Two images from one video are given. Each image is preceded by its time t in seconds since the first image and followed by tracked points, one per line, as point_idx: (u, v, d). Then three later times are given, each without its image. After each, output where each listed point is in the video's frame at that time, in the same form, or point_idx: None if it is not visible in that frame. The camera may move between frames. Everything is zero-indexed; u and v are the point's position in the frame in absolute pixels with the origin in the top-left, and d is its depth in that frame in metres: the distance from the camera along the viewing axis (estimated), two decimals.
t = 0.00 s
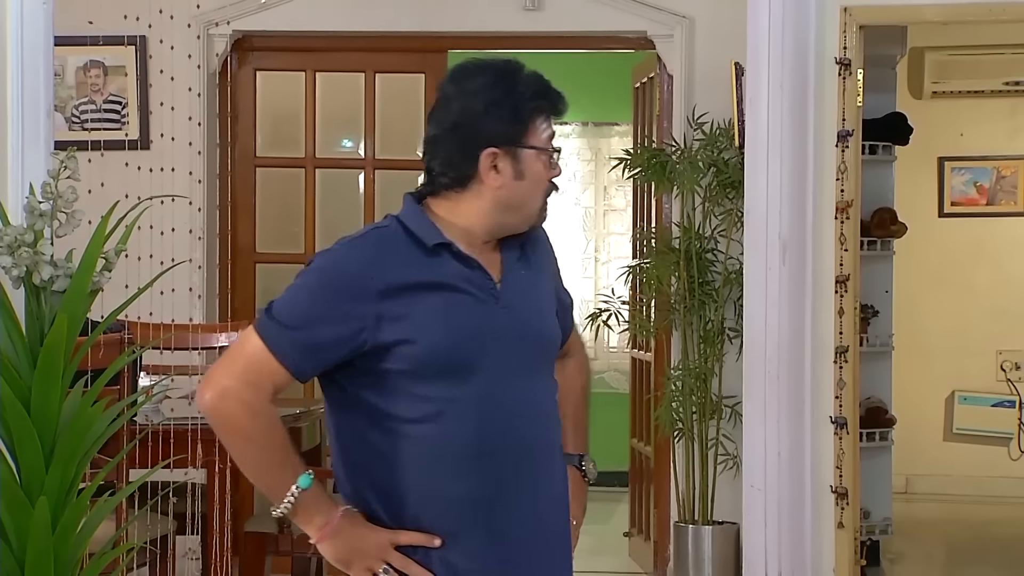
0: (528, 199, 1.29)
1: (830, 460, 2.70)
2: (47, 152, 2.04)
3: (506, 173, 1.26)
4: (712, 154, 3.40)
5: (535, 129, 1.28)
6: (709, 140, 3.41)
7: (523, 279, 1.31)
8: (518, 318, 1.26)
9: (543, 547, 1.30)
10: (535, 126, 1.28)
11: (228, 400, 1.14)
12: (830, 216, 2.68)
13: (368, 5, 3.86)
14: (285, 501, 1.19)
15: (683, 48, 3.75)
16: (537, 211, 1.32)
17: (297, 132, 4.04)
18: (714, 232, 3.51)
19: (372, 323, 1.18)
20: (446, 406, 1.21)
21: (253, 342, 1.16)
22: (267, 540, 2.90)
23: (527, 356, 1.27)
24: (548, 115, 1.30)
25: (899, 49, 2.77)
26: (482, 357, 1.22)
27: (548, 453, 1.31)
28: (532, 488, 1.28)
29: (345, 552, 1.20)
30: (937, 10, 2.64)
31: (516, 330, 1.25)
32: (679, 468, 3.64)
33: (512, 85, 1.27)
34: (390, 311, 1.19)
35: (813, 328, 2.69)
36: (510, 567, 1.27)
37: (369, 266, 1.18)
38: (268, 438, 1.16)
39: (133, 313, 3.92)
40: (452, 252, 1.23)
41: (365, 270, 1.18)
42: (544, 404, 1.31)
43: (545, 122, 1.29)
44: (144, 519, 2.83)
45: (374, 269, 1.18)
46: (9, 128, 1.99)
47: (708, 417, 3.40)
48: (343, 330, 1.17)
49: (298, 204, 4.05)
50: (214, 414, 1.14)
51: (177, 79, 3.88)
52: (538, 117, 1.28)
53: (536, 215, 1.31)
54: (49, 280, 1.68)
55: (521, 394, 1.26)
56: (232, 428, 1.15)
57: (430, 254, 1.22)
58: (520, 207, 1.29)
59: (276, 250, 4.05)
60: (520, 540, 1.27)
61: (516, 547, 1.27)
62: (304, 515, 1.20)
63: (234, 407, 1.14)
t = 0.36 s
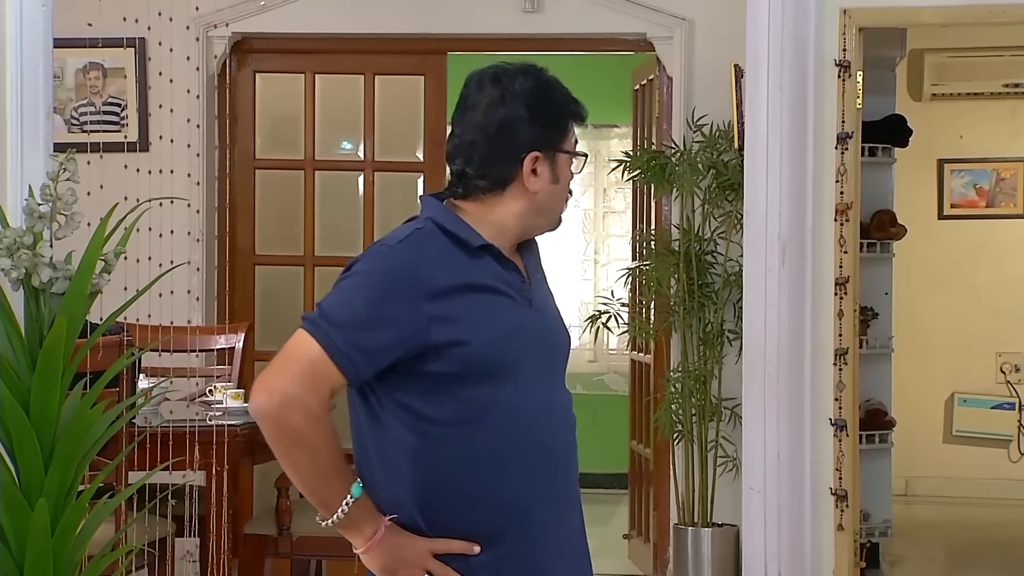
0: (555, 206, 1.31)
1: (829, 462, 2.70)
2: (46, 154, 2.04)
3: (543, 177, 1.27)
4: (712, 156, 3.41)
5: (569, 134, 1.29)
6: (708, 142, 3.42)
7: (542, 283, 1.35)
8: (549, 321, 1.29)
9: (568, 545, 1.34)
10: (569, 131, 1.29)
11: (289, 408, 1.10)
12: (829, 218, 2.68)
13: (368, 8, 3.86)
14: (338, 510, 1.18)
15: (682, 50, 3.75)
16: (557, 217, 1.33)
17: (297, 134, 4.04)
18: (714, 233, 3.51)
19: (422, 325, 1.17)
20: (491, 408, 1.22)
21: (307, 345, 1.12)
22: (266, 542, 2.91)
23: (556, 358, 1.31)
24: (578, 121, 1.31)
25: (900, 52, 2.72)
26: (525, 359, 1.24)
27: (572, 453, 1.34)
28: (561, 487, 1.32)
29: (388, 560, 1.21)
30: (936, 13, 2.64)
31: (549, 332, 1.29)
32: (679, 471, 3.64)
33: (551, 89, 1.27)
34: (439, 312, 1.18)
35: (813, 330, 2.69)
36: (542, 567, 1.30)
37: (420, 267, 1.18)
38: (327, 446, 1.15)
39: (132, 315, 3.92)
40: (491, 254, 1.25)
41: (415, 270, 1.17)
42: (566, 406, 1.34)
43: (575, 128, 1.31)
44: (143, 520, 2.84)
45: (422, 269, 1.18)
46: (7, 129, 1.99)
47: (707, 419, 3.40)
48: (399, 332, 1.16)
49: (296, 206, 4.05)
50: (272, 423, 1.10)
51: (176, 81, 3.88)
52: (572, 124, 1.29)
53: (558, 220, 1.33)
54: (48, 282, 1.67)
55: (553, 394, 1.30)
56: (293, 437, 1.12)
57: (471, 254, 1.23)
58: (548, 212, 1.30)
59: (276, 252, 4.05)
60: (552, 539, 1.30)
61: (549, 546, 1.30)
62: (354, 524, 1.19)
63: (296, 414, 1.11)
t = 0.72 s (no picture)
0: (561, 205, 1.30)
1: (829, 462, 2.70)
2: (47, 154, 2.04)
3: (546, 178, 1.27)
4: (712, 156, 3.41)
5: (575, 135, 1.29)
6: (708, 142, 3.42)
7: (551, 284, 1.35)
8: (554, 321, 1.29)
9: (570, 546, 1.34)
10: (575, 132, 1.29)
11: (294, 407, 1.10)
12: (830, 218, 2.68)
13: (368, 8, 3.86)
14: (340, 508, 1.17)
15: (682, 50, 3.75)
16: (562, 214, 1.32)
17: (297, 135, 4.04)
18: (714, 234, 3.51)
19: (427, 323, 1.17)
20: (497, 408, 1.22)
21: (310, 345, 1.12)
22: (266, 542, 2.91)
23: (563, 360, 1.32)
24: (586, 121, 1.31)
25: (900, 52, 2.72)
26: (531, 359, 1.24)
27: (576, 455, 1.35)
28: (565, 488, 1.32)
29: (388, 557, 1.20)
30: (936, 13, 2.64)
31: (556, 333, 1.29)
32: (679, 472, 3.64)
33: (559, 89, 1.27)
34: (444, 311, 1.18)
35: (813, 331, 2.69)
36: (543, 567, 1.30)
37: (428, 265, 1.18)
38: (331, 443, 1.14)
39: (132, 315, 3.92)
40: (495, 255, 1.26)
41: (421, 269, 1.17)
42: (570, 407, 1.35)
43: (582, 128, 1.30)
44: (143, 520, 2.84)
45: (427, 268, 1.18)
46: (7, 130, 1.98)
47: (707, 420, 3.40)
48: (406, 331, 1.15)
49: (296, 207, 4.05)
50: (275, 421, 1.10)
51: (176, 82, 3.88)
52: (577, 125, 1.29)
53: (564, 220, 1.33)
54: (48, 282, 1.67)
55: (559, 396, 1.30)
56: (296, 436, 1.11)
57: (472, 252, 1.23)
58: (552, 212, 1.30)
59: (276, 252, 4.05)
60: (554, 540, 1.30)
61: (550, 545, 1.30)
62: (357, 522, 1.19)
63: (300, 413, 1.10)
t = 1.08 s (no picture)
0: (527, 198, 1.27)
1: (829, 463, 2.70)
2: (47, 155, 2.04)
3: (495, 170, 1.27)
4: (712, 157, 3.40)
5: (529, 126, 1.27)
6: (708, 142, 3.42)
7: (546, 280, 1.33)
8: (540, 318, 1.27)
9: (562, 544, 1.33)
10: (528, 122, 1.27)
11: (260, 402, 1.12)
12: (830, 218, 2.68)
13: (368, 8, 3.86)
14: (312, 500, 1.18)
15: (682, 50, 3.75)
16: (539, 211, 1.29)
17: (296, 135, 4.04)
18: (714, 234, 3.51)
19: (397, 319, 1.18)
20: (470, 405, 1.22)
21: (277, 340, 1.14)
22: (266, 542, 2.89)
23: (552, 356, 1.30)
24: (546, 111, 1.28)
25: (900, 53, 2.72)
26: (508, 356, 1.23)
27: (568, 452, 1.33)
28: (554, 486, 1.30)
29: (367, 552, 1.20)
30: (937, 13, 2.63)
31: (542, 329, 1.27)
32: (679, 472, 3.64)
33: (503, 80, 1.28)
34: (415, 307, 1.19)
35: (812, 331, 2.69)
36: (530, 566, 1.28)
37: (399, 262, 1.18)
38: (298, 435, 1.15)
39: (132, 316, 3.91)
40: (475, 252, 1.24)
41: (390, 265, 1.18)
42: (564, 405, 1.32)
43: (543, 118, 1.28)
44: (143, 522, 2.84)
45: (398, 264, 1.18)
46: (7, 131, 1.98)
47: (707, 420, 3.40)
48: (374, 328, 1.16)
49: (297, 208, 4.05)
50: (242, 415, 1.12)
51: (176, 82, 3.88)
52: (532, 115, 1.28)
53: (539, 214, 1.29)
54: (48, 283, 1.67)
55: (546, 394, 1.28)
56: (263, 430, 1.13)
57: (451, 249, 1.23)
58: (518, 205, 1.28)
59: (276, 252, 4.05)
60: (540, 538, 1.29)
61: (536, 544, 1.29)
62: (331, 514, 1.18)
63: (265, 407, 1.12)
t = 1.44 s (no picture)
0: (474, 196, 1.27)
1: (829, 465, 2.70)
2: (47, 157, 2.04)
3: (443, 169, 1.30)
4: (712, 159, 3.40)
5: (469, 124, 1.27)
6: (708, 145, 3.42)
7: (537, 280, 1.33)
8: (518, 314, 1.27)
9: (552, 549, 1.30)
10: (466, 121, 1.27)
11: (231, 396, 1.20)
12: (830, 221, 2.68)
13: (368, 11, 3.86)
14: (285, 494, 1.24)
15: (682, 52, 3.75)
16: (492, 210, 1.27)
17: (296, 137, 4.04)
18: (714, 237, 3.50)
19: (366, 316, 1.23)
20: (438, 401, 1.24)
21: (251, 338, 1.22)
22: (266, 544, 2.88)
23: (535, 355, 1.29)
24: (486, 107, 1.27)
25: (899, 55, 2.73)
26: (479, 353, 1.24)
27: (558, 455, 1.31)
28: (539, 487, 1.28)
29: (343, 547, 1.23)
30: (937, 15, 2.60)
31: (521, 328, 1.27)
32: (679, 475, 3.63)
33: (445, 82, 1.29)
34: (384, 305, 1.23)
35: (813, 334, 2.69)
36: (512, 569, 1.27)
37: (367, 263, 1.23)
38: (269, 432, 1.22)
39: (133, 319, 3.91)
40: (450, 250, 1.27)
41: (359, 265, 1.23)
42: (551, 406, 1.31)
43: (482, 115, 1.27)
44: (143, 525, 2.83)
45: (368, 265, 1.23)
46: (7, 134, 1.98)
47: (707, 423, 3.40)
48: (340, 325, 1.21)
49: (297, 210, 4.06)
50: (215, 408, 1.21)
51: (176, 85, 3.88)
52: (472, 112, 1.28)
53: (493, 211, 1.27)
54: (48, 285, 1.67)
55: (525, 394, 1.28)
56: (235, 422, 1.21)
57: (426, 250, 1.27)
58: (467, 204, 1.28)
59: (277, 254, 4.06)
60: (523, 540, 1.27)
61: (518, 546, 1.27)
62: (304, 507, 1.24)
63: (236, 401, 1.20)
